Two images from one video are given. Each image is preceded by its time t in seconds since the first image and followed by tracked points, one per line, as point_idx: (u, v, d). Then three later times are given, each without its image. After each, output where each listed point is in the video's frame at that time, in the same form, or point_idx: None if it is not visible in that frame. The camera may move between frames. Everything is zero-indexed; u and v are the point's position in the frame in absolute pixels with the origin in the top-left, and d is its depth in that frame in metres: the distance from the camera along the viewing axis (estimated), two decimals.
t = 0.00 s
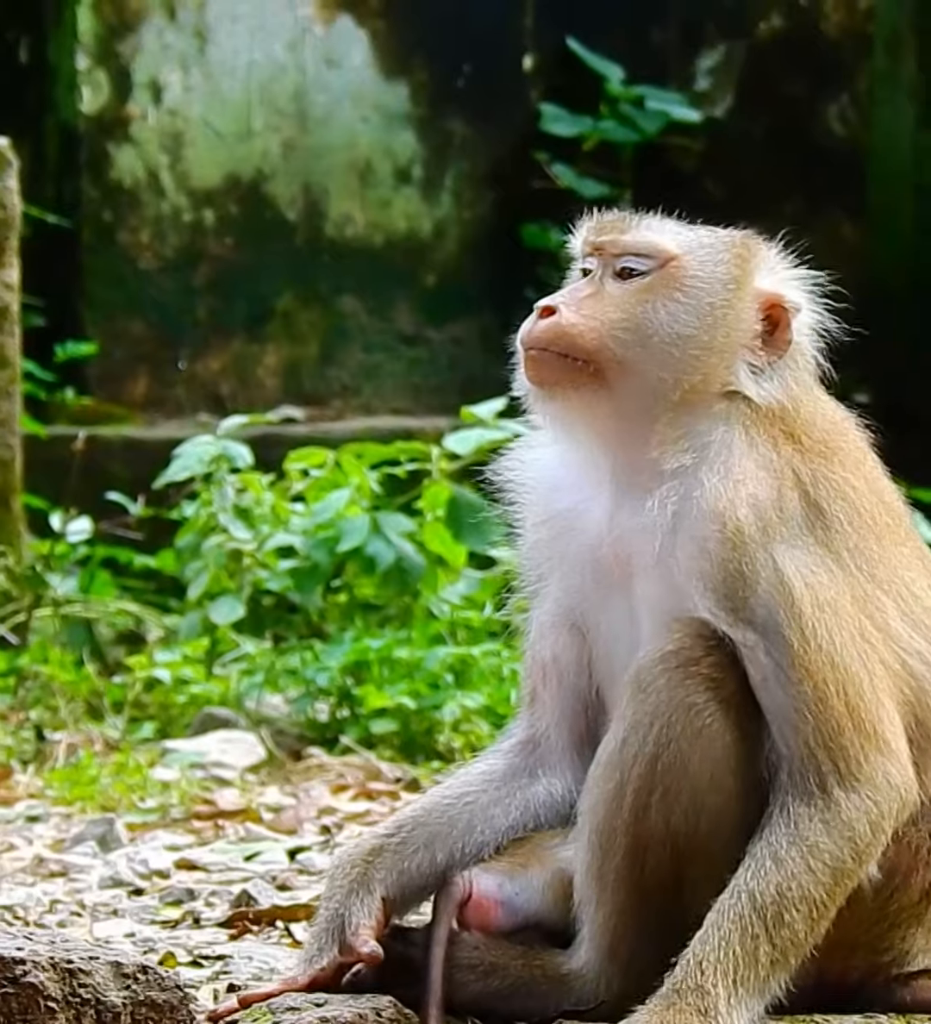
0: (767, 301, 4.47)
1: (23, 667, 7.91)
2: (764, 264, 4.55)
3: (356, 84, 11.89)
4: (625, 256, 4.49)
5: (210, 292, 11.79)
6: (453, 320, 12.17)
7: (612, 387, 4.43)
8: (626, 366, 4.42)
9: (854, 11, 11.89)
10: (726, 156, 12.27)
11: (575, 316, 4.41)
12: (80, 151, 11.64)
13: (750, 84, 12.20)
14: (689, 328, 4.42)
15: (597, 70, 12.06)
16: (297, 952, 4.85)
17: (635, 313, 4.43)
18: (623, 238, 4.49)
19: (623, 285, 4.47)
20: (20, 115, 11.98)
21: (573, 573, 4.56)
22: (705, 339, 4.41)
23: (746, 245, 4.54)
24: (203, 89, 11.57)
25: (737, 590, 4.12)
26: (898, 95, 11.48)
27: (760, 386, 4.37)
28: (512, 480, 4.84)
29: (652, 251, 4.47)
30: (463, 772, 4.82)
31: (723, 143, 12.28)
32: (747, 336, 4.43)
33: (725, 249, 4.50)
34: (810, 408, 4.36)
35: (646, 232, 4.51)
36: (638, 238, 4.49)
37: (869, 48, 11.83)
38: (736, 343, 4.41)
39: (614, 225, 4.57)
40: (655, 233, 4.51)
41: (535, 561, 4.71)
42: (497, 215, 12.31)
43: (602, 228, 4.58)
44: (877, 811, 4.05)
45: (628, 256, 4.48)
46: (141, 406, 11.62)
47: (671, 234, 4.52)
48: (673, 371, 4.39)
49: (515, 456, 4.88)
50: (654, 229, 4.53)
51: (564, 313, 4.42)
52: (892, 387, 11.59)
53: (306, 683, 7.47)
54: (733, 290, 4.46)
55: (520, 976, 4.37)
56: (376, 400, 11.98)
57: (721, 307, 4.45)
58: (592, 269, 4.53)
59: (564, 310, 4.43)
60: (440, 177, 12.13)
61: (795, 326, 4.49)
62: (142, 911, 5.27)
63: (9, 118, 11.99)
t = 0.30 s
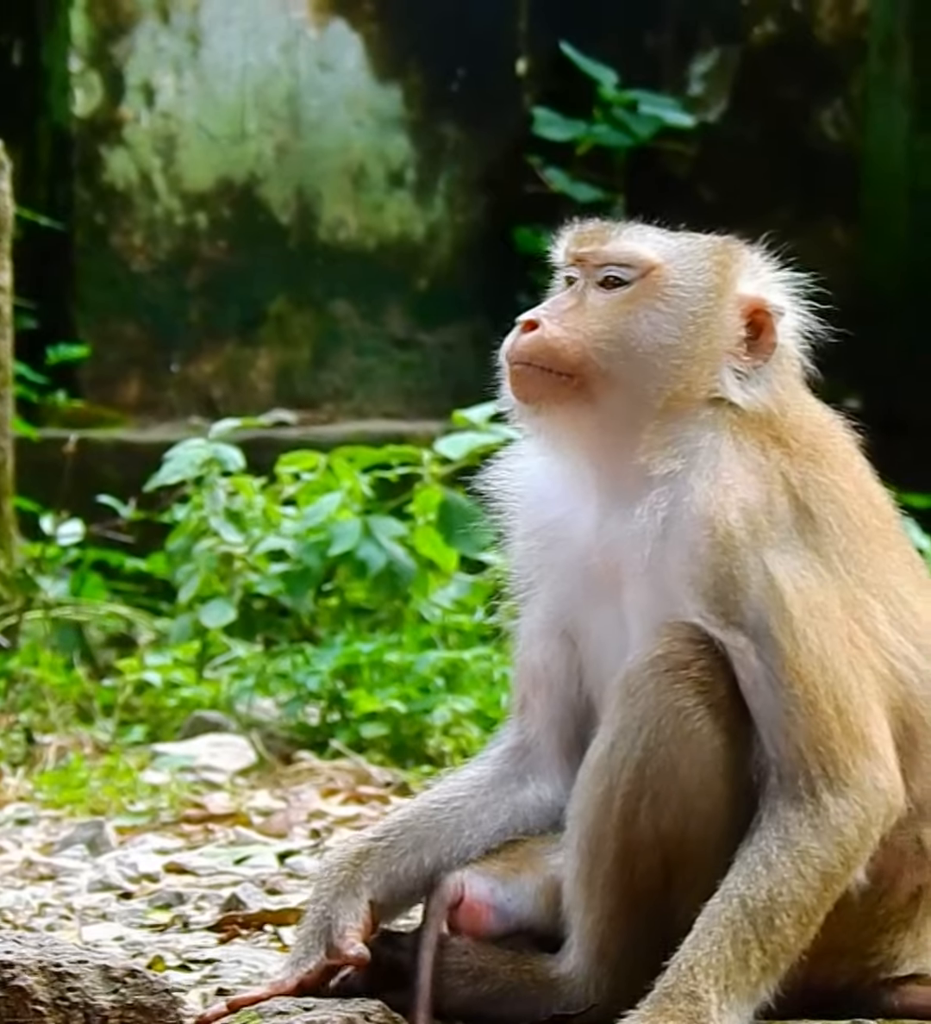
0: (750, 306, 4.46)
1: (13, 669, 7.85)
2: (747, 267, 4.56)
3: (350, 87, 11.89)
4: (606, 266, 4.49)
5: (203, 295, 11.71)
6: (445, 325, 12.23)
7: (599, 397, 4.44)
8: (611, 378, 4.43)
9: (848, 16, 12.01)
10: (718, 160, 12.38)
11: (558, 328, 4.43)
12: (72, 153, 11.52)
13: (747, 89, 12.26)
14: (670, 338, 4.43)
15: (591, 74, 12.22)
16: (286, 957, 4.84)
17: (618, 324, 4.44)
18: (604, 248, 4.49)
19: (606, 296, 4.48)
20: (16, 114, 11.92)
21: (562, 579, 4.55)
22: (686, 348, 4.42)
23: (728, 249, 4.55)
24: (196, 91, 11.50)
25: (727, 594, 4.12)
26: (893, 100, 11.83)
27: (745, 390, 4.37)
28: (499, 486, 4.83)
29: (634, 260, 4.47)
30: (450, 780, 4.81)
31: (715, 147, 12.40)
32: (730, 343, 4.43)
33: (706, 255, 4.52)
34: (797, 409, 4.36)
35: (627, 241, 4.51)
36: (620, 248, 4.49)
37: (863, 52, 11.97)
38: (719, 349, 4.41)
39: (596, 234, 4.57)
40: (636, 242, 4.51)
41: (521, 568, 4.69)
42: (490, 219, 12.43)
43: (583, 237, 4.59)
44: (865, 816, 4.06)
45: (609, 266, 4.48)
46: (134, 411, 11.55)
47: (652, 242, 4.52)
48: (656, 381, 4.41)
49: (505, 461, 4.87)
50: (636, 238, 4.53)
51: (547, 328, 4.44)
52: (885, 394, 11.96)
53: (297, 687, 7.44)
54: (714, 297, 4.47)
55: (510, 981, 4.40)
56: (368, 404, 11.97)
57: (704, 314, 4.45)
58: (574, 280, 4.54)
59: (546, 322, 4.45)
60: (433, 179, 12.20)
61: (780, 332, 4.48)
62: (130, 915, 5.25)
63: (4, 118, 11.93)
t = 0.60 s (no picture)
0: (688, 313, 4.52)
1: None
2: (685, 276, 4.60)
3: (289, 92, 11.85)
4: (544, 275, 4.55)
5: (142, 299, 11.61)
6: (383, 331, 12.21)
7: (538, 407, 4.50)
8: (549, 386, 4.48)
9: (788, 24, 12.27)
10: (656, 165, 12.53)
11: (497, 341, 4.49)
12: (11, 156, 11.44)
13: (684, 97, 12.45)
14: (609, 347, 4.48)
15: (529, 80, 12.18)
16: (222, 961, 4.84)
17: (557, 334, 4.49)
18: (541, 257, 4.55)
19: (544, 304, 4.53)
20: None
21: (501, 586, 4.57)
22: (624, 357, 4.46)
23: (666, 257, 4.58)
24: (136, 96, 11.42)
25: (669, 603, 4.18)
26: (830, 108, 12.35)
27: (684, 398, 4.43)
28: (438, 493, 4.84)
29: (571, 269, 4.52)
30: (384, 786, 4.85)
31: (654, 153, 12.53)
32: (670, 350, 4.48)
33: (643, 263, 4.55)
34: (735, 416, 4.45)
35: (564, 250, 4.57)
36: (558, 256, 4.54)
37: (802, 60, 12.29)
38: (658, 357, 4.46)
39: (533, 243, 4.63)
40: (574, 250, 4.56)
41: (461, 573, 4.72)
42: (428, 227, 12.44)
43: (520, 246, 4.65)
44: (805, 827, 4.14)
45: (546, 274, 4.54)
46: (71, 415, 11.37)
47: (591, 251, 4.56)
48: (595, 390, 4.46)
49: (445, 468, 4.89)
50: (573, 246, 4.58)
51: (486, 338, 4.50)
52: (825, 400, 12.49)
53: (234, 693, 7.42)
54: (653, 305, 4.51)
55: (445, 988, 4.50)
56: (306, 408, 11.85)
57: (642, 322, 4.50)
58: (512, 288, 4.59)
59: (485, 333, 4.51)
60: (372, 185, 12.16)
61: (719, 338, 4.54)
62: (65, 919, 5.24)
63: None
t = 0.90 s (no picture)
0: (634, 323, 4.58)
1: None
2: (631, 287, 4.65)
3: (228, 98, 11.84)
4: (493, 283, 4.55)
5: (80, 304, 11.56)
6: (323, 335, 12.10)
7: (486, 420, 4.53)
8: (498, 397, 4.51)
9: (727, 30, 12.25)
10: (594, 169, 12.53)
11: (446, 350, 4.49)
12: None
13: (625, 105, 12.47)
14: (557, 358, 4.52)
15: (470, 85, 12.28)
16: (162, 966, 4.83)
17: (505, 345, 4.52)
18: (491, 266, 4.54)
19: (493, 314, 4.54)
20: None
21: (441, 592, 4.60)
22: (572, 369, 4.51)
23: (612, 268, 4.64)
24: (75, 99, 11.47)
25: (610, 609, 4.26)
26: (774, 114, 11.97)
27: (628, 408, 4.49)
28: (377, 498, 4.85)
29: (520, 279, 4.54)
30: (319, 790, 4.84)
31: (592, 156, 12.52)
32: (618, 360, 4.54)
33: (589, 276, 4.60)
34: (676, 425, 4.50)
35: (515, 259, 4.57)
36: (507, 266, 4.55)
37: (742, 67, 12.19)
38: (608, 367, 4.53)
39: (483, 248, 4.61)
40: (523, 260, 4.58)
41: (399, 578, 4.71)
42: (368, 232, 12.33)
43: (468, 250, 4.62)
44: (744, 834, 4.24)
45: (496, 283, 4.54)
46: (10, 420, 11.34)
47: (539, 261, 4.59)
48: (543, 403, 4.50)
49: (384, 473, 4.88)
50: (522, 255, 4.59)
51: (434, 346, 4.49)
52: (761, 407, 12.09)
53: (173, 698, 7.38)
54: (600, 318, 4.57)
55: (383, 993, 4.54)
56: (246, 415, 11.76)
57: (588, 334, 4.56)
58: (460, 295, 4.57)
59: (434, 343, 4.50)
60: (312, 191, 12.08)
61: (663, 348, 4.61)
62: (4, 923, 5.21)
63: None
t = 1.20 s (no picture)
0: (569, 326, 4.62)
1: None
2: (568, 290, 4.68)
3: (164, 99, 12.77)
4: (428, 288, 4.54)
5: (19, 305, 12.43)
6: (259, 336, 13.07)
7: (423, 426, 4.53)
8: (437, 404, 4.51)
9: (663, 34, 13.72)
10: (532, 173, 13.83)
11: (384, 357, 4.47)
12: None
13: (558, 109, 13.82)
14: (496, 364, 4.52)
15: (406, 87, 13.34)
16: (97, 966, 4.84)
17: (443, 351, 4.52)
18: (427, 271, 4.53)
19: (429, 318, 4.54)
20: None
21: (376, 593, 4.61)
22: (510, 374, 4.52)
23: (548, 271, 4.66)
24: (11, 101, 12.35)
25: (544, 610, 4.27)
26: (710, 116, 12.51)
27: (563, 410, 4.51)
28: (313, 497, 4.86)
29: (457, 284, 4.54)
30: (251, 790, 4.87)
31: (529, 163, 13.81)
32: (554, 361, 4.58)
33: (525, 279, 4.62)
34: (613, 426, 4.52)
35: (451, 263, 4.57)
36: (443, 270, 4.55)
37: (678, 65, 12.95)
38: (544, 370, 4.55)
39: (418, 252, 4.61)
40: (459, 264, 4.57)
41: (332, 577, 4.71)
42: (303, 232, 13.32)
43: (403, 254, 4.62)
44: (677, 834, 4.26)
45: (431, 287, 4.54)
46: None
47: (475, 265, 4.59)
48: (482, 409, 4.51)
49: (319, 474, 4.89)
50: (458, 259, 4.59)
51: (372, 352, 4.47)
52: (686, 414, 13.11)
53: (108, 698, 7.36)
54: (538, 322, 4.59)
55: (323, 992, 4.55)
56: (182, 414, 12.73)
57: (525, 339, 4.57)
58: (395, 297, 4.56)
59: (372, 349, 4.48)
60: (248, 191, 13.09)
61: (595, 348, 4.65)
62: None
63: None
